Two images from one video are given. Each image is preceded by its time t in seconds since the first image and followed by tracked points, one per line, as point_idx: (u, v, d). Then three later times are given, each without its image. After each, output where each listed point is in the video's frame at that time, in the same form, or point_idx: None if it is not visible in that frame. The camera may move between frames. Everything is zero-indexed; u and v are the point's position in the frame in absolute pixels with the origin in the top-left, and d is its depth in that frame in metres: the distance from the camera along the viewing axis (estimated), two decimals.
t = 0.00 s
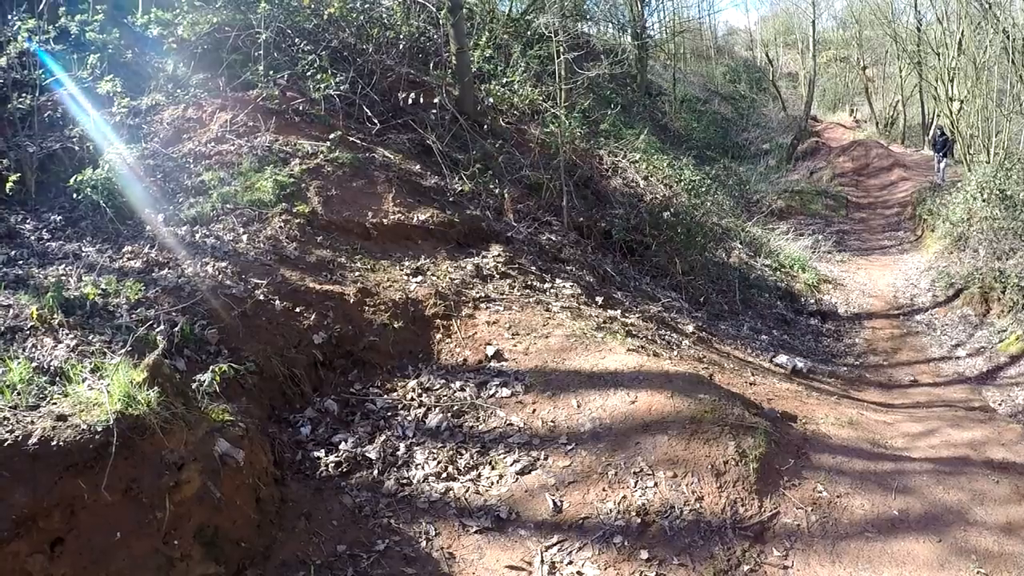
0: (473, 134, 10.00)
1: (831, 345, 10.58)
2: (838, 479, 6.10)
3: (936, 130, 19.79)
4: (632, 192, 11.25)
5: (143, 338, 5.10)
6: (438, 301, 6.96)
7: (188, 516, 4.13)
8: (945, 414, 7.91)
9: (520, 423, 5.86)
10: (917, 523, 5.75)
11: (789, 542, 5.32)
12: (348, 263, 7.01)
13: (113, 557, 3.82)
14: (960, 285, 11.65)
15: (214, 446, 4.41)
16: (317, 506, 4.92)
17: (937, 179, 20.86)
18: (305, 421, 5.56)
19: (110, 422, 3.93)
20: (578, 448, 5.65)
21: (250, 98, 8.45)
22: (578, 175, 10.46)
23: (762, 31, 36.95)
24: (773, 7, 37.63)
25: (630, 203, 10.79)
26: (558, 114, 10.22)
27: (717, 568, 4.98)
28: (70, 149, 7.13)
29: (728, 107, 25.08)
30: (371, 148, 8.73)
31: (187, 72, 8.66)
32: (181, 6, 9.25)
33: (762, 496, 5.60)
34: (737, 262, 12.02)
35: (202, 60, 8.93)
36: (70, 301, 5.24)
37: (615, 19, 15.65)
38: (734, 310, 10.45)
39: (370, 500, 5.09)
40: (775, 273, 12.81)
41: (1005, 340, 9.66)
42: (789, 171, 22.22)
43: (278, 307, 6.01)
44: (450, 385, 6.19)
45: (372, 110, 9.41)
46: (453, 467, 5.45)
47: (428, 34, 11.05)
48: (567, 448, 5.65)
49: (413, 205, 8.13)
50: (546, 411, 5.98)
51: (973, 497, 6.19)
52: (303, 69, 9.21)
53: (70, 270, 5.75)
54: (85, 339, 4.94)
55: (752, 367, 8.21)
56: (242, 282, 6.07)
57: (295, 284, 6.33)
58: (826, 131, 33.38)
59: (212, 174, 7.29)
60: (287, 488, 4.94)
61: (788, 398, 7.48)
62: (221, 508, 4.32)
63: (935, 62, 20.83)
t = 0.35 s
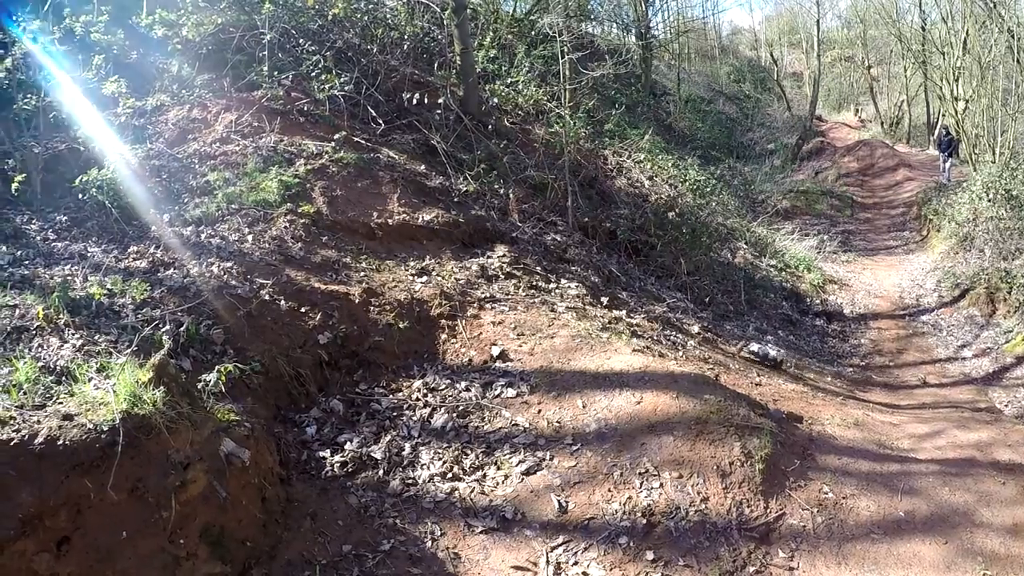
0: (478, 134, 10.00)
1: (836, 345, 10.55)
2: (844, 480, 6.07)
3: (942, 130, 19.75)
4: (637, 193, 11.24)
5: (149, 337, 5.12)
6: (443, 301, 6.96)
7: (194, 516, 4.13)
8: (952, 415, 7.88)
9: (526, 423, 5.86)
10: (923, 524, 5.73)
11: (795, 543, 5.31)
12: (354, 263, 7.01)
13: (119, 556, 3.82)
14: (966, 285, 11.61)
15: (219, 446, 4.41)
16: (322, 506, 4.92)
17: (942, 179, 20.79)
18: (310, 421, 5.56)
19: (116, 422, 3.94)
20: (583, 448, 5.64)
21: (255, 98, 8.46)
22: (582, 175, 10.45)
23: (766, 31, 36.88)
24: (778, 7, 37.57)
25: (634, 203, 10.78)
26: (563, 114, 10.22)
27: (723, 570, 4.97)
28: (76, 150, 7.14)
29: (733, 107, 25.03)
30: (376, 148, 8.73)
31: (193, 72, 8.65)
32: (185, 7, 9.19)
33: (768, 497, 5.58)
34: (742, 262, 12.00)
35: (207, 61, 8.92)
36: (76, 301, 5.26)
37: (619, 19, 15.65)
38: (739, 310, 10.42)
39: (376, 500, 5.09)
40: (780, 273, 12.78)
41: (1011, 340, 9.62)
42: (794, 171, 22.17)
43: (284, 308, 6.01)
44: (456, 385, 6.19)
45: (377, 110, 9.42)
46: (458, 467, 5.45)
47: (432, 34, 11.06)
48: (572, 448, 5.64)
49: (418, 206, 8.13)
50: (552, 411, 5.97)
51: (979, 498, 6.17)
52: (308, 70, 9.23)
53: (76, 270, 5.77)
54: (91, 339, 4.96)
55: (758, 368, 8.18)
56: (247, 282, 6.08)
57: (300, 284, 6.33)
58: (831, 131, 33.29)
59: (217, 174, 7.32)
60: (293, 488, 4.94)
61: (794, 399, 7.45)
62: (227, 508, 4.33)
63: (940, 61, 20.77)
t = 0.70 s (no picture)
0: (492, 135, 9.99)
1: (851, 347, 10.46)
2: (859, 483, 6.02)
3: (958, 129, 19.55)
4: (652, 193, 11.19)
5: (164, 336, 5.17)
6: (457, 301, 6.97)
7: (207, 513, 4.15)
8: (968, 418, 7.79)
9: (539, 423, 5.84)
10: (937, 529, 5.67)
11: (808, 546, 5.26)
12: (368, 263, 7.03)
13: (133, 552, 3.84)
14: (983, 286, 11.48)
15: (233, 444, 4.44)
16: (335, 505, 4.94)
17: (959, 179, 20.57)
18: (324, 420, 5.58)
19: (131, 419, 3.98)
20: (597, 449, 5.62)
21: (270, 99, 8.50)
22: (596, 175, 10.42)
23: (781, 30, 36.64)
24: (792, 6, 37.33)
25: (649, 204, 10.74)
26: (577, 114, 10.19)
27: (735, 572, 4.94)
28: (92, 150, 7.16)
29: (748, 107, 24.89)
30: (391, 148, 8.75)
31: (207, 74, 8.72)
32: (201, 9, 9.49)
33: (781, 499, 5.54)
34: (757, 263, 11.92)
35: (222, 62, 9.00)
36: (92, 300, 5.32)
37: (632, 19, 15.60)
38: (754, 311, 10.35)
39: (389, 499, 5.09)
40: (795, 274, 12.69)
41: None
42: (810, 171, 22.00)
43: (298, 307, 6.04)
44: (469, 385, 6.18)
45: (391, 111, 9.43)
46: (471, 467, 5.44)
47: (446, 34, 11.07)
48: (585, 449, 5.62)
49: (432, 206, 8.14)
50: (566, 412, 5.96)
51: (995, 503, 6.10)
52: (322, 70, 9.26)
53: (91, 269, 5.83)
54: (107, 337, 5.01)
55: (772, 369, 8.12)
56: (262, 282, 6.11)
57: (314, 284, 6.36)
58: (846, 130, 33.03)
59: (232, 174, 7.36)
60: (306, 486, 4.96)
61: (808, 401, 7.39)
62: (240, 506, 4.35)
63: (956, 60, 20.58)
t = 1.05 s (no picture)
0: (502, 134, 9.97)
1: (860, 349, 10.40)
2: (866, 486, 5.98)
3: (969, 130, 19.42)
4: (661, 193, 11.16)
5: (173, 333, 5.19)
6: (465, 300, 6.96)
7: (214, 509, 4.16)
8: (976, 422, 7.74)
9: (546, 422, 5.83)
10: (944, 533, 5.64)
11: (814, 549, 5.24)
12: (377, 261, 7.03)
13: (139, 547, 3.86)
14: (992, 289, 11.40)
15: (241, 441, 4.44)
16: (342, 502, 4.94)
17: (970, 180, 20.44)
18: (332, 417, 5.58)
19: (139, 414, 3.99)
20: (603, 449, 5.61)
21: (280, 97, 8.50)
22: (606, 175, 10.39)
23: (792, 30, 36.45)
24: (803, 6, 37.14)
25: (658, 204, 10.70)
26: (587, 113, 10.16)
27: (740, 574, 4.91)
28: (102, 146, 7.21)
29: (758, 107, 24.78)
30: (400, 147, 8.75)
31: (217, 72, 8.74)
32: (211, 7, 9.56)
33: (788, 501, 5.51)
34: (766, 264, 11.86)
35: (232, 60, 9.02)
36: (101, 296, 5.35)
37: (642, 17, 15.54)
38: (762, 312, 10.30)
39: (395, 497, 5.10)
40: (804, 275, 12.62)
41: None
42: (820, 171, 21.89)
43: (306, 304, 6.04)
44: (477, 384, 6.17)
45: (400, 110, 9.42)
46: (478, 466, 5.44)
47: (456, 33, 11.05)
48: (592, 449, 5.61)
49: (441, 204, 8.13)
50: (573, 411, 5.95)
51: (1002, 507, 6.06)
52: (332, 69, 9.26)
53: (101, 265, 5.86)
54: (115, 333, 5.04)
55: (781, 371, 8.08)
56: (271, 279, 6.12)
57: (323, 281, 6.36)
58: (856, 131, 32.85)
59: (241, 172, 7.37)
60: (313, 483, 4.96)
61: (816, 403, 7.35)
62: (247, 502, 4.35)
63: (967, 60, 20.46)
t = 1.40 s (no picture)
0: (515, 135, 9.95)
1: (874, 351, 10.32)
2: (879, 489, 5.93)
3: (984, 130, 19.25)
4: (674, 194, 11.12)
5: (187, 333, 5.21)
6: (478, 301, 6.97)
7: (227, 508, 4.18)
8: (991, 425, 7.66)
9: (559, 424, 5.82)
10: (958, 538, 5.59)
11: (827, 553, 5.20)
12: (390, 261, 7.05)
13: (153, 545, 3.90)
14: (1008, 291, 11.29)
15: (254, 440, 4.46)
16: (355, 502, 4.96)
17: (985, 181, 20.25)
18: (345, 417, 5.60)
19: (153, 414, 4.03)
20: (616, 450, 5.60)
21: (292, 99, 8.52)
22: (618, 176, 10.37)
23: (804, 29, 36.24)
24: (815, 5, 36.93)
25: (670, 205, 10.67)
26: (599, 114, 10.14)
27: None
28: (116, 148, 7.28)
29: (771, 108, 24.66)
30: (413, 148, 8.76)
31: (230, 74, 8.81)
32: (224, 10, 9.69)
33: (801, 504, 5.48)
34: (780, 265, 11.79)
35: (245, 62, 9.11)
36: (116, 296, 5.40)
37: (654, 18, 15.48)
38: (776, 313, 10.23)
39: (407, 497, 5.10)
40: (818, 276, 12.52)
41: None
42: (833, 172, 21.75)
43: (320, 305, 6.07)
44: (489, 384, 6.17)
45: (413, 111, 9.43)
46: (490, 466, 5.44)
47: (468, 35, 11.06)
48: (605, 450, 5.60)
49: (454, 206, 8.14)
50: (585, 412, 5.94)
51: (1018, 512, 5.99)
52: (345, 70, 9.29)
53: (115, 266, 5.91)
54: (129, 333, 5.08)
55: (794, 373, 8.03)
56: (284, 280, 6.14)
57: (336, 282, 6.39)
58: (870, 131, 32.62)
59: (254, 173, 7.41)
60: (326, 483, 4.98)
61: (830, 405, 7.30)
62: (260, 501, 4.37)
63: (981, 60, 20.29)
